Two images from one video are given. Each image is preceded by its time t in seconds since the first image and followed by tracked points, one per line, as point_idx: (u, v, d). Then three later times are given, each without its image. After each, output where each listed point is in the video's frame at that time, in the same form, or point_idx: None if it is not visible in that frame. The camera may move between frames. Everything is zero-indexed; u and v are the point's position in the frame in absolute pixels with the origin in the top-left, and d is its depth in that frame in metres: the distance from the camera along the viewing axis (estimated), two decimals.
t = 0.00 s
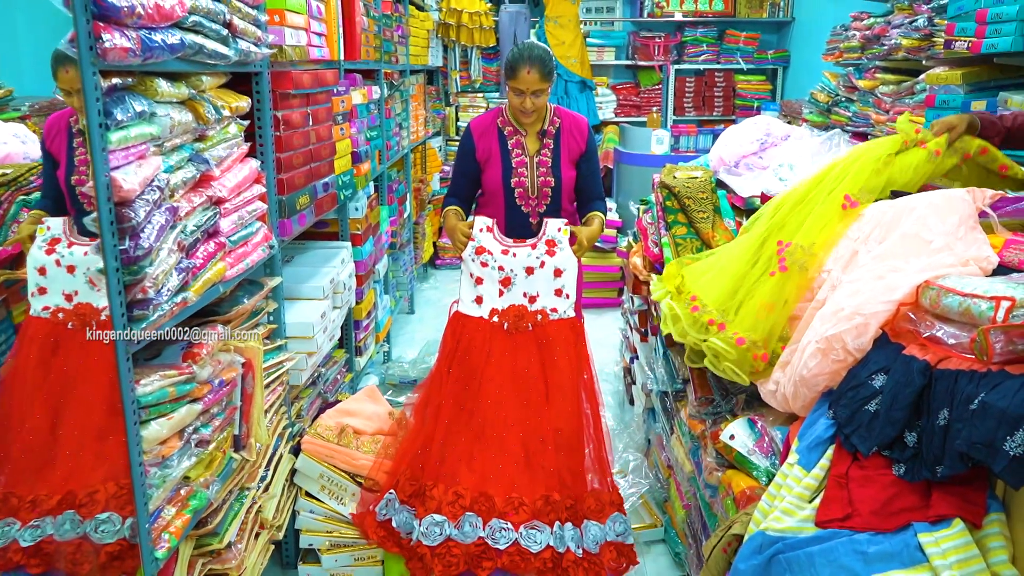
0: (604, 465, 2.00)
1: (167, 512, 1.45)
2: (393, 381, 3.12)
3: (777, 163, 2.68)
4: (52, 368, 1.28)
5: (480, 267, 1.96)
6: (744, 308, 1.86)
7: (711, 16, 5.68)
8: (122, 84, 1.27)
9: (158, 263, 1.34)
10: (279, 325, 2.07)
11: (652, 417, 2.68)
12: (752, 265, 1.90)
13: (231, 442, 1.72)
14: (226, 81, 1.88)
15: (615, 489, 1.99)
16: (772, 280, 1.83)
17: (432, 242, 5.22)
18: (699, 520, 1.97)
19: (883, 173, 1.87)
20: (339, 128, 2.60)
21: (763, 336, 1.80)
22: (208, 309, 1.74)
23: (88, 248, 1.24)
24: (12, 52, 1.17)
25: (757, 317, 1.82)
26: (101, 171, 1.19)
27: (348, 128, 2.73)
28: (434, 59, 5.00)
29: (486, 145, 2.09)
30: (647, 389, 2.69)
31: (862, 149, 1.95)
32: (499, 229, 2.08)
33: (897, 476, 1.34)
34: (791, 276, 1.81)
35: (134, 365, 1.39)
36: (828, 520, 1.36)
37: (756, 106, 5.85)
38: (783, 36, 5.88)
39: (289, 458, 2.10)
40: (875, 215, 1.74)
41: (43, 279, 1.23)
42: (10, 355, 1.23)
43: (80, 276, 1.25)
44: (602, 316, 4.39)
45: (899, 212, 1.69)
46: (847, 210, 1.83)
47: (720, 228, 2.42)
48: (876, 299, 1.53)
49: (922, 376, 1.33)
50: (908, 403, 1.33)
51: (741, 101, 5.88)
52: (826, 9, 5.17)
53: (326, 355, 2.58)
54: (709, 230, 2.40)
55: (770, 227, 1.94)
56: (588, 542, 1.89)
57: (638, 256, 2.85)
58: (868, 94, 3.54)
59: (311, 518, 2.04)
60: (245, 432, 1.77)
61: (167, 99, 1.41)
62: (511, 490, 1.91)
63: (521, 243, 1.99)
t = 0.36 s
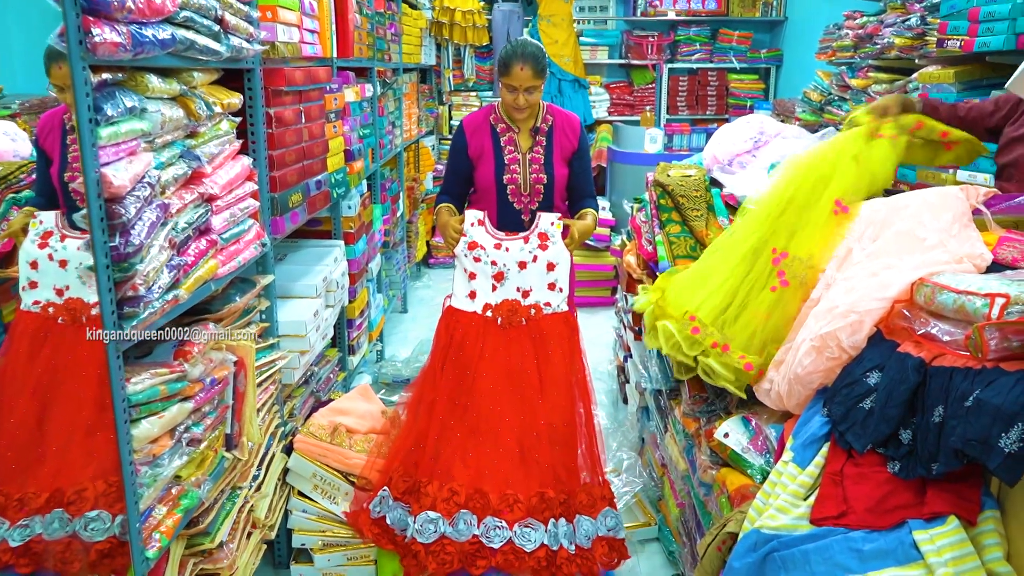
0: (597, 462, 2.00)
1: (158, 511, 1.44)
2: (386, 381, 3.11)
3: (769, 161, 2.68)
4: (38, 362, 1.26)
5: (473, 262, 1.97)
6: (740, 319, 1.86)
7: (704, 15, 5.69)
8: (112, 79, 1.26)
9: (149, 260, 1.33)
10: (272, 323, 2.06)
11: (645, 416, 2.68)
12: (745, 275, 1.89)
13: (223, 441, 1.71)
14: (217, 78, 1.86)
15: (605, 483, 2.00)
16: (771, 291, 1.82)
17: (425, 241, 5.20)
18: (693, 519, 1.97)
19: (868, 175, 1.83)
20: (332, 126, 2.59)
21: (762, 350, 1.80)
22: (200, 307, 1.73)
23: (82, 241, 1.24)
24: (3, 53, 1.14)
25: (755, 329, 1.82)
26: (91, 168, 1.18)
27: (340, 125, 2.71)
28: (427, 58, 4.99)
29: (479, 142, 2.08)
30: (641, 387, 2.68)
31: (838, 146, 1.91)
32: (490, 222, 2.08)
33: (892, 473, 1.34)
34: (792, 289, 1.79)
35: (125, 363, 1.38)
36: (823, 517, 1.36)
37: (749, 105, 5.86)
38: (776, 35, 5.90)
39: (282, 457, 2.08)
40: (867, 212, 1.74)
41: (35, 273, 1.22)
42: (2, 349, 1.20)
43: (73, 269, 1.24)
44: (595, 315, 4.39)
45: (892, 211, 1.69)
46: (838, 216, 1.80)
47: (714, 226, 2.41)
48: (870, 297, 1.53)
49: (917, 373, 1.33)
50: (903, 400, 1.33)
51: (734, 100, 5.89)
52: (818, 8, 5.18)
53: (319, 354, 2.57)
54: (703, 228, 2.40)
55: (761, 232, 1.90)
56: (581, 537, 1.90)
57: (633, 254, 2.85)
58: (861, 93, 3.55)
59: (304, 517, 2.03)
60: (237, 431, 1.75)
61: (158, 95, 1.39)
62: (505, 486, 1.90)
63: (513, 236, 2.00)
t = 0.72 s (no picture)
0: (581, 452, 2.03)
1: (144, 500, 1.47)
2: (377, 377, 3.13)
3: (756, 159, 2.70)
4: (28, 354, 1.29)
5: (460, 255, 2.00)
6: (691, 307, 1.93)
7: (697, 14, 5.71)
8: (97, 74, 1.28)
9: (135, 251, 1.35)
10: (261, 317, 2.08)
11: (633, 410, 2.70)
12: (680, 274, 2.00)
13: (211, 433, 1.73)
14: (205, 74, 1.88)
15: (591, 473, 2.03)
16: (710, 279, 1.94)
17: (418, 239, 5.22)
18: (677, 510, 1.99)
19: (773, 182, 2.05)
20: (322, 123, 2.61)
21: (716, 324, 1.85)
22: (188, 300, 1.75)
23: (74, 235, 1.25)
24: None
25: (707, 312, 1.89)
26: (76, 160, 1.20)
27: (331, 122, 2.73)
28: (420, 56, 5.01)
29: (466, 139, 2.11)
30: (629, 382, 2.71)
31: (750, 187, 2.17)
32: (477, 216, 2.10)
33: (866, 461, 1.37)
34: (726, 273, 1.94)
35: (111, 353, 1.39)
36: (799, 504, 1.38)
37: (742, 104, 5.88)
38: (769, 34, 5.92)
39: (270, 450, 2.11)
40: (848, 206, 1.76)
41: (28, 266, 1.24)
42: None
43: (65, 262, 1.26)
44: (586, 312, 4.41)
45: (873, 203, 1.72)
46: (750, 216, 2.00)
47: (701, 222, 2.44)
48: (848, 288, 1.55)
49: (891, 362, 1.36)
50: (877, 389, 1.36)
51: (727, 99, 5.91)
52: (809, 6, 5.21)
53: (309, 349, 2.59)
54: (689, 224, 2.43)
55: (690, 250, 2.08)
56: (566, 527, 1.93)
57: (621, 251, 2.88)
58: (850, 91, 3.58)
59: (292, 509, 2.04)
60: (225, 423, 1.78)
61: (144, 90, 1.42)
62: (491, 476, 1.92)
63: (500, 229, 2.03)
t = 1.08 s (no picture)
0: (571, 443, 2.08)
1: (146, 484, 1.53)
2: (374, 372, 3.18)
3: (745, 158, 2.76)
4: (36, 349, 1.35)
5: (452, 252, 2.07)
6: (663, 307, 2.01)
7: (691, 16, 5.77)
8: (100, 73, 1.34)
9: (137, 243, 1.41)
10: (258, 311, 2.14)
11: (624, 404, 2.76)
12: (653, 274, 2.08)
13: (210, 421, 1.79)
14: (205, 74, 1.94)
15: (580, 465, 2.08)
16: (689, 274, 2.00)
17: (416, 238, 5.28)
18: (664, 498, 2.05)
19: (751, 182, 2.11)
20: (319, 122, 2.66)
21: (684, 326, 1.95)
22: (188, 293, 1.81)
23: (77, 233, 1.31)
24: None
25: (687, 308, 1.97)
26: (81, 155, 1.26)
27: (327, 122, 2.79)
28: (417, 57, 5.06)
29: (459, 138, 2.17)
30: (620, 376, 2.77)
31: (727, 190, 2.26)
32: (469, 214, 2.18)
33: (840, 446, 1.42)
34: (704, 268, 2.00)
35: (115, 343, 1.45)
36: (775, 488, 1.44)
37: (736, 104, 5.94)
38: (763, 35, 5.98)
39: (268, 440, 2.17)
40: (828, 202, 1.81)
41: (36, 264, 1.29)
42: (3, 336, 1.29)
43: (71, 260, 1.32)
44: (581, 309, 4.47)
45: (852, 200, 1.77)
46: (723, 217, 2.06)
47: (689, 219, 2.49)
48: (824, 281, 1.61)
49: (864, 351, 1.41)
50: (851, 376, 1.41)
51: (721, 99, 5.97)
52: (802, 8, 5.26)
53: (306, 344, 2.64)
54: (677, 221, 2.48)
55: (666, 249, 2.15)
56: (556, 515, 1.98)
57: (613, 248, 2.94)
58: (840, 91, 3.64)
59: (290, 498, 2.10)
60: (224, 412, 1.83)
61: (146, 89, 1.47)
62: (482, 466, 1.97)
63: (492, 227, 2.11)
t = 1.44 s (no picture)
0: (572, 439, 2.11)
1: (154, 476, 1.56)
2: (375, 369, 3.21)
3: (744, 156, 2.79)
4: (41, 344, 1.38)
5: (454, 249, 2.07)
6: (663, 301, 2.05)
7: (691, 16, 5.79)
8: (111, 72, 1.36)
9: (146, 239, 1.44)
10: (263, 307, 2.16)
11: (623, 400, 2.79)
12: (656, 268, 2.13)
13: (215, 415, 1.81)
14: (211, 73, 1.96)
15: (580, 459, 2.11)
16: (687, 270, 2.03)
17: (417, 237, 5.30)
18: (663, 492, 2.08)
19: (752, 165, 2.10)
20: (321, 120, 2.68)
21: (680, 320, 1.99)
22: (194, 289, 1.83)
23: (83, 229, 1.33)
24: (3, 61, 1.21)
25: (682, 305, 2.00)
26: (92, 152, 1.29)
27: (330, 120, 2.81)
28: (418, 56, 5.08)
29: (459, 136, 2.19)
30: (619, 372, 2.79)
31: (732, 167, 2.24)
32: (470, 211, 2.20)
33: (836, 438, 1.44)
34: (702, 262, 2.03)
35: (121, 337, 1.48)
36: (773, 479, 1.46)
37: (735, 104, 5.97)
38: (762, 35, 6.01)
39: (273, 435, 2.19)
40: (825, 200, 1.83)
41: (38, 260, 1.31)
42: (5, 336, 1.31)
43: (74, 256, 1.34)
44: (581, 308, 4.50)
45: (849, 197, 1.79)
46: (723, 205, 2.08)
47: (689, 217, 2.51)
48: (821, 277, 1.64)
49: (860, 345, 1.44)
50: (847, 370, 1.44)
51: (721, 99, 5.99)
52: (801, 8, 5.29)
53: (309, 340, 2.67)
54: (677, 218, 2.51)
55: (672, 240, 2.19)
56: (556, 510, 2.02)
57: (613, 245, 2.97)
58: (838, 91, 3.66)
59: (294, 492, 2.12)
60: (229, 406, 1.86)
61: (154, 87, 1.50)
62: (484, 461, 1.99)
63: (493, 224, 2.10)
